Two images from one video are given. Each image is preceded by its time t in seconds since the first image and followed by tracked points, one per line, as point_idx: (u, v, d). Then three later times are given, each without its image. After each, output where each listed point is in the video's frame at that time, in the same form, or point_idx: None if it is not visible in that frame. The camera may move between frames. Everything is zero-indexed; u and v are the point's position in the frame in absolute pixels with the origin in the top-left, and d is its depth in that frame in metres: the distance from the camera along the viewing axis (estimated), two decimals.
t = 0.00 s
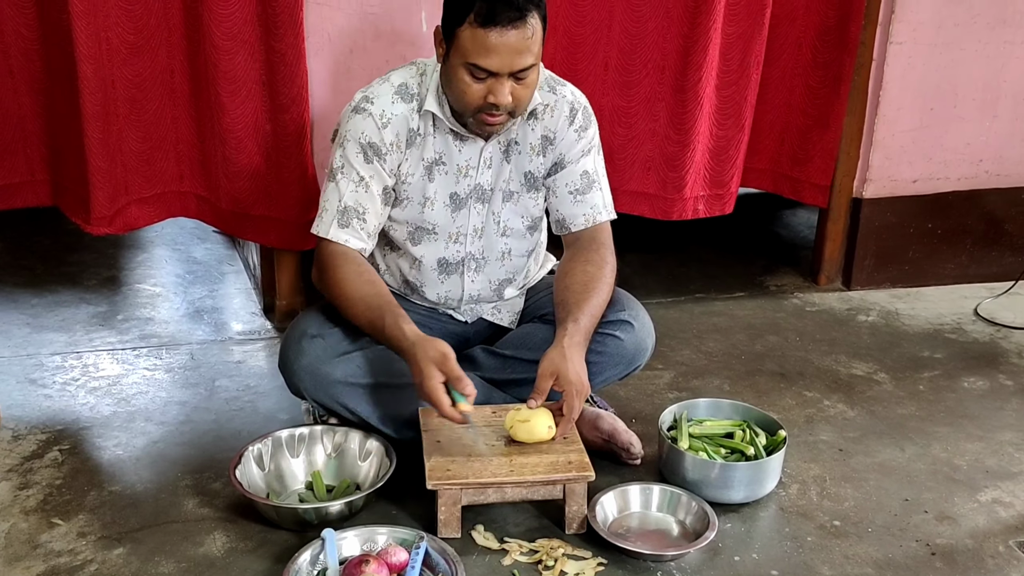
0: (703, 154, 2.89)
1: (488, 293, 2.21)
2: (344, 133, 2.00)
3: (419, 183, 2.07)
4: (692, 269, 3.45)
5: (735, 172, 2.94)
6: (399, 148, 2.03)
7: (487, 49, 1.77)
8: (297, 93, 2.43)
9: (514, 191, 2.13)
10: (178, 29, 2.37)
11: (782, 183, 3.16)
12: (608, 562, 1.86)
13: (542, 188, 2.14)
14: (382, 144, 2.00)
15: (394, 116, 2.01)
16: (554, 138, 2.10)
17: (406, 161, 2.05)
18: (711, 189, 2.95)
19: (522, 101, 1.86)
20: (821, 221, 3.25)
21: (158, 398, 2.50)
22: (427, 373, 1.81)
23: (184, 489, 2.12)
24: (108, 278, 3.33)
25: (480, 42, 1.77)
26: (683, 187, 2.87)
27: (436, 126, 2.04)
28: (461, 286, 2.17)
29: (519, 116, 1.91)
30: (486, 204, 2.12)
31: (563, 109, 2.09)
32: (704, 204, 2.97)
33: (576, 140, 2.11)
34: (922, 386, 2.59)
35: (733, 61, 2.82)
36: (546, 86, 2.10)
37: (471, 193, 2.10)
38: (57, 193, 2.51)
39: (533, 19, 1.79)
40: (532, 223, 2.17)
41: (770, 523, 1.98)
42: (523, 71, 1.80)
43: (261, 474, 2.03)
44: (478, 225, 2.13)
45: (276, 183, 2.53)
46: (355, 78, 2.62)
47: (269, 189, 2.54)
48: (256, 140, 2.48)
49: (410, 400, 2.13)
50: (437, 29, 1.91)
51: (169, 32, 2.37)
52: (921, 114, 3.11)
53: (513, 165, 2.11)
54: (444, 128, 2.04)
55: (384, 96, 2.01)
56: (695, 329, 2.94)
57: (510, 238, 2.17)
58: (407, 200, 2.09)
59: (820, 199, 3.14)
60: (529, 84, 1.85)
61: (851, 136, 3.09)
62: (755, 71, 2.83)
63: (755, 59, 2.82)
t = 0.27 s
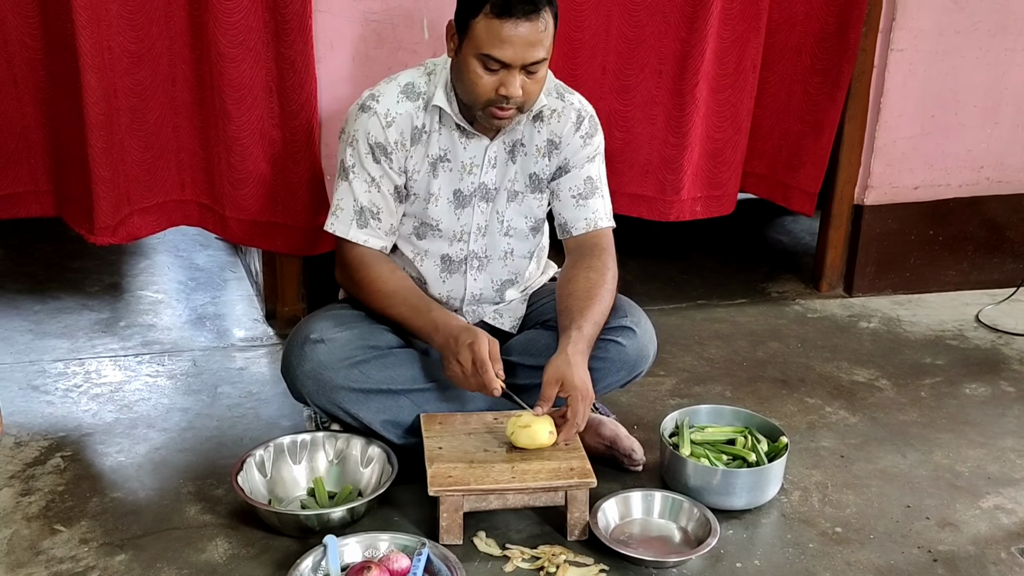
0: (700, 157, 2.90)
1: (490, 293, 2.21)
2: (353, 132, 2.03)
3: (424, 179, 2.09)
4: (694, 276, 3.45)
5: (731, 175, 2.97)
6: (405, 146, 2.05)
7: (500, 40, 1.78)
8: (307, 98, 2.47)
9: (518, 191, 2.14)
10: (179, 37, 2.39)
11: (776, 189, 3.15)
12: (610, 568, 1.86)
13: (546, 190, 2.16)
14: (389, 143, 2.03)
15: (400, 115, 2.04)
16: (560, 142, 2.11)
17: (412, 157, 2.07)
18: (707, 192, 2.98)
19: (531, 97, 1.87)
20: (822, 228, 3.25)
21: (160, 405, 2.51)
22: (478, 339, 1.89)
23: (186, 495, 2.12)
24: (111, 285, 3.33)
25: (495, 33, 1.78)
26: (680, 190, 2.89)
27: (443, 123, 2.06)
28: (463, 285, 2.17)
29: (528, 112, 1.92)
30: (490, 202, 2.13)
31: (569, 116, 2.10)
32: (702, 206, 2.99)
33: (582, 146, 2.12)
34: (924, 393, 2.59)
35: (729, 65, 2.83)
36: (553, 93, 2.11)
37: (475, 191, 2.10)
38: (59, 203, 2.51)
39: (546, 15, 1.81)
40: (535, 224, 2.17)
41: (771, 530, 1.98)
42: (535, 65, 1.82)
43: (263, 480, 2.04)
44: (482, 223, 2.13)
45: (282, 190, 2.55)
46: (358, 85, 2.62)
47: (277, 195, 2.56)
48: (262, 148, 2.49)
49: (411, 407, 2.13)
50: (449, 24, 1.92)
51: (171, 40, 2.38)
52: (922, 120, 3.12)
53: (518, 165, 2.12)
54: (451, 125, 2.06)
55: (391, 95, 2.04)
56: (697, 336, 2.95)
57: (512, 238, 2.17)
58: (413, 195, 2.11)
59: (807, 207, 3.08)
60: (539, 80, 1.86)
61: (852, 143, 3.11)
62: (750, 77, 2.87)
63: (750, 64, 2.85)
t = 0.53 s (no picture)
0: (699, 160, 2.91)
1: (491, 300, 2.21)
2: (355, 141, 2.03)
3: (426, 187, 2.09)
4: (694, 281, 3.45)
5: (732, 181, 2.96)
6: (407, 154, 2.05)
7: (508, 48, 1.78)
8: (308, 102, 2.47)
9: (520, 199, 2.14)
10: (177, 42, 2.38)
11: (765, 195, 3.13)
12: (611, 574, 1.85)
13: (548, 197, 2.15)
14: (391, 152, 2.03)
15: (401, 124, 2.03)
16: (562, 149, 2.10)
17: (414, 166, 2.07)
18: (706, 196, 2.96)
19: (536, 105, 1.87)
20: (823, 233, 3.25)
21: (160, 410, 2.50)
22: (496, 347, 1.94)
23: (185, 500, 2.12)
24: (111, 289, 3.33)
25: (502, 41, 1.78)
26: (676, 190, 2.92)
27: (445, 130, 2.05)
28: (465, 292, 2.17)
29: (532, 119, 1.92)
30: (492, 210, 2.13)
31: (571, 123, 2.10)
32: (700, 211, 2.98)
33: (583, 153, 2.11)
34: (925, 398, 2.59)
35: (732, 69, 2.84)
36: (556, 100, 2.11)
37: (477, 198, 2.10)
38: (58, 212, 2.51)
39: (553, 24, 1.82)
40: (537, 230, 2.17)
41: (772, 535, 1.98)
42: (541, 73, 1.82)
43: (263, 485, 2.03)
44: (484, 230, 2.13)
45: (282, 193, 2.55)
46: (357, 90, 2.63)
47: (277, 199, 2.55)
48: (262, 152, 2.49)
49: (411, 412, 2.11)
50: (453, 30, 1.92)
51: (168, 46, 2.38)
52: (923, 125, 3.12)
53: (520, 172, 2.12)
54: (453, 133, 2.05)
55: (392, 103, 2.04)
56: (697, 341, 2.94)
57: (514, 245, 2.17)
58: (416, 203, 2.11)
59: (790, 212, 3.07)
60: (544, 87, 1.86)
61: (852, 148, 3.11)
62: (752, 83, 2.87)
63: (752, 69, 2.85)
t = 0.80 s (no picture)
0: (691, 160, 2.90)
1: (490, 304, 2.21)
2: (349, 149, 2.03)
3: (422, 194, 2.09)
4: (694, 282, 3.45)
5: (726, 183, 2.93)
6: (401, 161, 2.05)
7: (501, 59, 1.78)
8: (307, 102, 2.47)
9: (516, 204, 2.14)
10: (175, 43, 2.38)
11: (765, 201, 3.12)
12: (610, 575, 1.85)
13: (545, 202, 2.15)
14: (385, 159, 2.02)
15: (395, 131, 2.03)
16: (558, 153, 2.10)
17: (409, 173, 2.06)
18: (699, 197, 2.94)
19: (531, 114, 1.87)
20: (822, 234, 3.25)
21: (159, 411, 2.50)
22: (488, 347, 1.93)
23: (184, 502, 2.12)
24: (110, 290, 3.33)
25: (495, 53, 1.78)
26: (667, 186, 2.92)
27: (440, 137, 2.05)
28: (463, 297, 2.17)
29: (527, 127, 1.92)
30: (489, 215, 2.13)
31: (568, 126, 2.09)
32: (692, 210, 2.97)
33: (580, 156, 2.11)
34: (924, 399, 2.59)
35: (730, 73, 2.81)
36: (552, 103, 2.10)
37: (474, 204, 2.10)
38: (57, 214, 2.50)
39: (546, 34, 1.81)
40: (534, 235, 2.17)
41: (771, 537, 1.98)
42: (534, 83, 1.82)
43: (262, 486, 2.03)
44: (481, 236, 2.13)
45: (282, 193, 2.55)
46: (356, 91, 2.62)
47: (276, 199, 2.55)
48: (261, 152, 2.49)
49: (410, 414, 2.12)
50: (445, 39, 1.92)
51: (167, 47, 2.38)
52: (922, 127, 3.12)
53: (517, 177, 2.11)
54: (448, 139, 2.05)
55: (386, 110, 2.03)
56: (697, 342, 2.94)
57: (512, 250, 2.17)
58: (412, 209, 2.10)
59: (795, 216, 3.04)
60: (538, 96, 1.86)
61: (852, 150, 3.11)
62: (750, 85, 2.82)
63: (751, 71, 2.80)
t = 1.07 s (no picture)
0: (688, 157, 2.89)
1: (488, 304, 2.21)
2: (344, 149, 2.02)
3: (419, 193, 2.08)
4: (693, 282, 3.45)
5: (721, 183, 2.90)
6: (397, 160, 2.05)
7: (489, 60, 1.78)
8: (307, 102, 2.46)
9: (513, 203, 2.13)
10: (174, 42, 2.38)
11: (765, 201, 3.13)
12: None
13: (541, 201, 2.15)
14: (381, 158, 2.02)
15: (390, 130, 2.03)
16: (554, 152, 2.09)
17: (405, 173, 2.06)
18: (692, 194, 2.93)
19: (522, 113, 1.87)
20: (821, 234, 3.25)
21: (158, 411, 2.50)
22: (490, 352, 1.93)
23: (183, 502, 2.12)
24: (109, 290, 3.33)
25: (482, 53, 1.78)
26: (663, 183, 2.93)
27: (436, 137, 2.05)
28: (461, 297, 2.17)
29: (520, 127, 1.92)
30: (485, 215, 2.12)
31: (563, 124, 2.09)
32: (686, 207, 2.96)
33: (576, 155, 2.11)
34: (924, 400, 2.59)
35: (727, 73, 2.79)
36: (547, 101, 2.10)
37: (470, 204, 2.10)
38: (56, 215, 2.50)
39: (535, 31, 1.80)
40: (531, 234, 2.17)
41: (771, 537, 1.97)
42: (523, 82, 1.81)
43: (261, 486, 2.03)
44: (477, 235, 2.13)
45: (281, 193, 2.55)
46: (356, 90, 2.62)
47: (275, 198, 2.55)
48: (260, 152, 2.48)
49: (409, 414, 2.12)
50: (438, 40, 1.92)
51: (166, 47, 2.38)
52: (921, 127, 3.12)
53: (513, 176, 2.11)
54: (443, 138, 2.05)
55: (382, 109, 2.03)
56: (697, 342, 2.94)
57: (509, 250, 2.17)
58: (408, 209, 2.10)
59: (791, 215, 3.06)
60: (530, 95, 1.86)
61: (851, 150, 3.11)
62: (746, 87, 2.79)
63: (747, 72, 2.78)
